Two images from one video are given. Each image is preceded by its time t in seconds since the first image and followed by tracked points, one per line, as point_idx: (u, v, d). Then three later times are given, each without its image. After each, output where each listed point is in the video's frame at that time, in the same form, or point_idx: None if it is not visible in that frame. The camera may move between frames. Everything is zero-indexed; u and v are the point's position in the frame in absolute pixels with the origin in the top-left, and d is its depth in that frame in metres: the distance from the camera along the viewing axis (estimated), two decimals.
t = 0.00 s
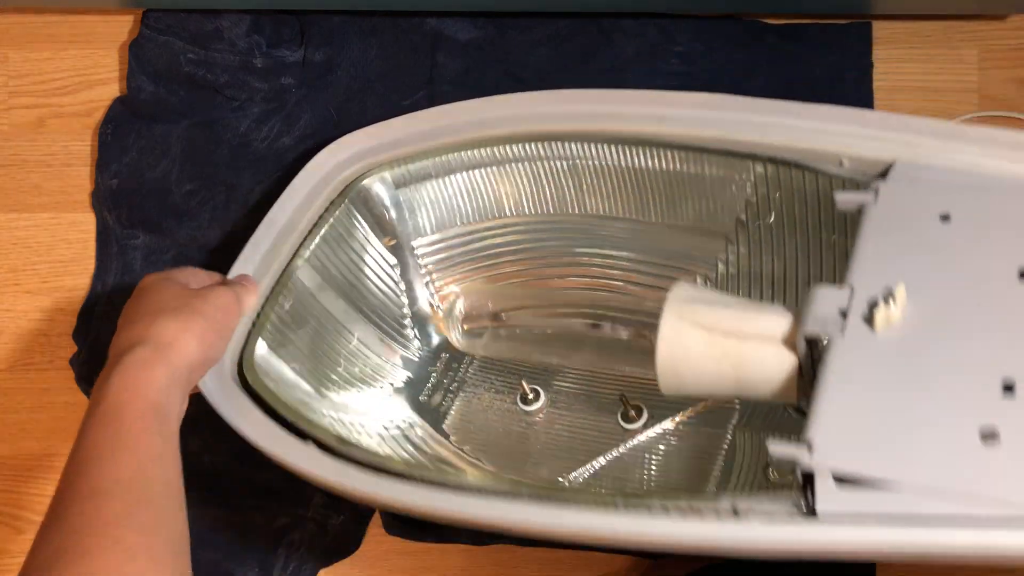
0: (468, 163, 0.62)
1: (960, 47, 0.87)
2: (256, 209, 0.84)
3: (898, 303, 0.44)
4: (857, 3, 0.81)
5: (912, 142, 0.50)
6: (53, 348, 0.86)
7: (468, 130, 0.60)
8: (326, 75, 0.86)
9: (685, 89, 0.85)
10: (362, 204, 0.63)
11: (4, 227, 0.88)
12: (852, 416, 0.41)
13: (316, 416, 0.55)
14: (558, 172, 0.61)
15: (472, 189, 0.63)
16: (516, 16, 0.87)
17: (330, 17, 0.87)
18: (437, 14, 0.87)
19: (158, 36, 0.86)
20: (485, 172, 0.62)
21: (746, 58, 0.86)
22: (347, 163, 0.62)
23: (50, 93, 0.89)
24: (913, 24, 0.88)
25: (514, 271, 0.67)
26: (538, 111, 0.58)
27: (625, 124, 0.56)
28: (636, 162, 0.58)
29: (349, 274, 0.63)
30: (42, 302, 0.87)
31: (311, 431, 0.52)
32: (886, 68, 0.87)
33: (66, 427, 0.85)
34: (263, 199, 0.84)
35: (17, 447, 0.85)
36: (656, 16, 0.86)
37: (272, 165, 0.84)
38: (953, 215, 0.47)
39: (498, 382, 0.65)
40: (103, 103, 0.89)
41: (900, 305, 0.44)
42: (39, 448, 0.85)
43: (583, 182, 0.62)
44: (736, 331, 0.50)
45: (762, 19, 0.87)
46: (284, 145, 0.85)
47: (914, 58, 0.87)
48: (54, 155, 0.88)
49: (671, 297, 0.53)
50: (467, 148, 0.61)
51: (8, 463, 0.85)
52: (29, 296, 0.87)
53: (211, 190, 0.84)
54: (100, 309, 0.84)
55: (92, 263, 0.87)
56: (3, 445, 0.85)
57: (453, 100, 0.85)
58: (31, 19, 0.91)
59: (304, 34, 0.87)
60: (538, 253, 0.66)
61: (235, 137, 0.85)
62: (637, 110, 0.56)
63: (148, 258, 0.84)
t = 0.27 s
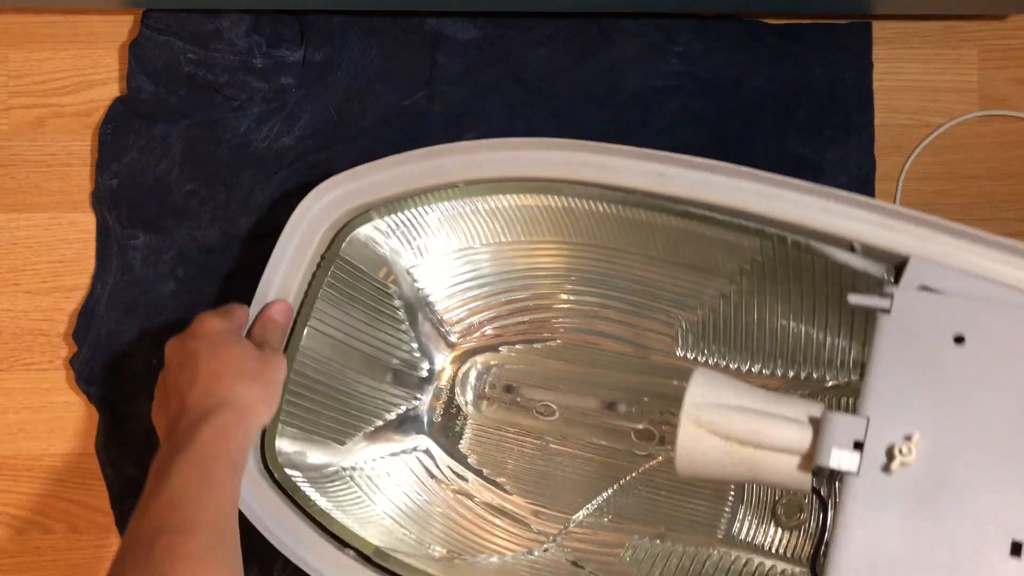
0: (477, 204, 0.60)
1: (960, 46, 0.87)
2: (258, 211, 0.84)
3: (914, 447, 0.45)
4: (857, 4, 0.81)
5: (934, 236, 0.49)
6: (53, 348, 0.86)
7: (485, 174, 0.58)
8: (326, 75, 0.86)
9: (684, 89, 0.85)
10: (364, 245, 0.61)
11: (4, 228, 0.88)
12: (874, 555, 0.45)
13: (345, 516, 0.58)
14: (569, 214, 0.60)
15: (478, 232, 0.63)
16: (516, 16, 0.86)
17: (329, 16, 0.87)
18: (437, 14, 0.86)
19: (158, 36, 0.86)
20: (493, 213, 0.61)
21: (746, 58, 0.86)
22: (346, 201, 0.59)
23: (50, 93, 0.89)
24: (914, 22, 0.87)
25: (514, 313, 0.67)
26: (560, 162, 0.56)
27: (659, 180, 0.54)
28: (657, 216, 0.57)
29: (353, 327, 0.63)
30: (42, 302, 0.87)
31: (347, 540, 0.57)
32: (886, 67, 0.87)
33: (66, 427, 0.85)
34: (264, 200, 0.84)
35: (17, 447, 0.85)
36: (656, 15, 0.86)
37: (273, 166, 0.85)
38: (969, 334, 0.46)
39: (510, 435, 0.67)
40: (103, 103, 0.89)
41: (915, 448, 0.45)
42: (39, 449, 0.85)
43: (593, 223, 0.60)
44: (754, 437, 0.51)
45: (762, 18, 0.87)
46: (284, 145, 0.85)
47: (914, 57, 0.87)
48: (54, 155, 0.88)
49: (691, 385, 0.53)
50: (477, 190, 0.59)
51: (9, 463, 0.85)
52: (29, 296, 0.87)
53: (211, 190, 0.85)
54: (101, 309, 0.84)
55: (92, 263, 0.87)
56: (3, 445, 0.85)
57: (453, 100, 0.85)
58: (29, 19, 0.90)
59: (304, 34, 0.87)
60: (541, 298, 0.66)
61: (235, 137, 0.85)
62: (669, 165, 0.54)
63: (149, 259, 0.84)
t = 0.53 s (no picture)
0: (455, 244, 0.57)
1: (960, 46, 0.87)
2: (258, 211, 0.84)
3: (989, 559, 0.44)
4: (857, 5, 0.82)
5: (979, 338, 0.47)
6: (53, 348, 0.86)
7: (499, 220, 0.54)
8: (326, 75, 0.86)
9: (684, 89, 0.85)
10: (323, 280, 0.56)
11: (3, 228, 0.88)
12: None
13: None
14: (560, 260, 0.57)
15: (449, 278, 0.59)
16: (516, 16, 0.87)
17: (330, 16, 0.87)
18: (437, 14, 0.86)
19: (158, 36, 0.86)
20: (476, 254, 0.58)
21: (746, 58, 0.86)
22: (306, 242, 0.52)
23: (50, 93, 0.89)
24: (914, 23, 0.87)
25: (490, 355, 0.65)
26: (554, 207, 0.52)
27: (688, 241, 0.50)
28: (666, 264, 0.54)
29: (319, 369, 0.59)
30: (42, 302, 0.87)
31: None
32: (886, 68, 0.87)
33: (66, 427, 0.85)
34: (264, 199, 0.84)
35: (16, 448, 0.85)
36: (656, 16, 0.86)
37: (273, 166, 0.85)
38: None
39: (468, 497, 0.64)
40: (103, 103, 0.89)
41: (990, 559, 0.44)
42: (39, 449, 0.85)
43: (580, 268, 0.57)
44: (801, 541, 0.48)
45: (762, 19, 0.87)
46: (284, 145, 0.85)
47: (914, 57, 0.87)
48: (54, 155, 0.88)
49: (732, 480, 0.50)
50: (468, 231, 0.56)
51: (8, 463, 0.85)
52: (29, 296, 0.87)
53: (211, 190, 0.84)
54: (101, 309, 0.84)
55: (93, 263, 0.87)
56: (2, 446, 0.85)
57: (453, 100, 0.85)
58: (30, 19, 0.90)
59: (304, 34, 0.87)
60: (514, 344, 0.64)
61: (235, 137, 0.85)
62: (698, 223, 0.51)
63: (149, 259, 0.84)
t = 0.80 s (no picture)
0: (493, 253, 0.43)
1: (960, 46, 0.87)
2: (258, 212, 0.84)
3: None
4: (858, 5, 0.82)
5: None
6: (53, 348, 0.86)
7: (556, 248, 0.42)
8: (326, 75, 0.86)
9: (684, 89, 0.85)
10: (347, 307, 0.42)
11: (3, 228, 0.88)
12: None
13: None
14: (597, 294, 0.47)
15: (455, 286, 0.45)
16: (516, 16, 0.86)
17: (330, 16, 0.87)
18: (436, 13, 0.86)
19: (158, 36, 0.86)
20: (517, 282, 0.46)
21: (747, 59, 0.86)
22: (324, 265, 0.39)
23: (51, 93, 0.89)
24: (915, 22, 0.87)
25: (502, 406, 0.55)
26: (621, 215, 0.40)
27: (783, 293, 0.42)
28: (719, 289, 0.43)
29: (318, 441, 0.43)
30: (42, 302, 0.87)
31: None
32: (886, 68, 0.87)
33: (67, 427, 0.85)
34: (265, 200, 0.84)
35: (17, 447, 0.85)
36: (656, 15, 0.86)
37: (273, 166, 0.85)
38: None
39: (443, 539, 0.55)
40: (103, 103, 0.89)
41: None
42: (38, 448, 0.85)
43: (611, 302, 0.48)
44: None
45: (762, 19, 0.87)
46: (283, 145, 0.85)
47: (915, 57, 0.87)
48: (55, 155, 0.88)
49: None
50: (512, 263, 0.45)
51: (8, 463, 0.85)
52: (29, 296, 0.87)
53: (211, 191, 0.84)
54: (101, 310, 0.84)
55: (93, 263, 0.87)
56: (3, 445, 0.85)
57: (453, 100, 0.85)
58: (30, 19, 0.90)
59: (304, 34, 0.86)
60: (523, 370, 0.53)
61: (235, 137, 0.85)
62: (792, 250, 0.40)
63: (149, 259, 0.84)
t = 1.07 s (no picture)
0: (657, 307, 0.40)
1: (960, 46, 0.87)
2: (258, 212, 0.84)
3: None
4: (858, 5, 0.82)
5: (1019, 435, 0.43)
6: (53, 348, 0.86)
7: (662, 296, 0.40)
8: (326, 75, 0.86)
9: (684, 89, 0.85)
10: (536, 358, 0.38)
11: (3, 228, 0.88)
12: None
13: None
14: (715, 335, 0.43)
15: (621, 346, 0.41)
16: (516, 15, 0.86)
17: (329, 16, 0.86)
18: (436, 13, 0.86)
19: (158, 36, 0.86)
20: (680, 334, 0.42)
21: (747, 59, 0.86)
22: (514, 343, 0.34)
23: (50, 93, 0.89)
24: (915, 22, 0.87)
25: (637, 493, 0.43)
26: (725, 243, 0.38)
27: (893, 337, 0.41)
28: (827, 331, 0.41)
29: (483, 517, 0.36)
30: (42, 302, 0.87)
31: None
32: (886, 68, 0.87)
33: (67, 427, 0.85)
34: (265, 200, 0.84)
35: (17, 447, 0.85)
36: (656, 15, 0.86)
37: (273, 166, 0.85)
38: None
39: None
40: (103, 103, 0.89)
41: None
42: (39, 448, 0.85)
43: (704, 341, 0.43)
44: None
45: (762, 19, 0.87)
46: (284, 146, 0.85)
47: (915, 57, 0.87)
48: (55, 155, 0.88)
49: None
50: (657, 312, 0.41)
51: (8, 463, 0.85)
52: (29, 296, 0.87)
53: (210, 191, 0.84)
54: (101, 310, 0.84)
55: (93, 263, 0.87)
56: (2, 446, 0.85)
57: (453, 100, 0.85)
58: (28, 18, 0.89)
59: (303, 34, 0.86)
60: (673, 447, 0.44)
61: (234, 137, 0.85)
62: (865, 278, 0.40)
63: (149, 259, 0.84)
